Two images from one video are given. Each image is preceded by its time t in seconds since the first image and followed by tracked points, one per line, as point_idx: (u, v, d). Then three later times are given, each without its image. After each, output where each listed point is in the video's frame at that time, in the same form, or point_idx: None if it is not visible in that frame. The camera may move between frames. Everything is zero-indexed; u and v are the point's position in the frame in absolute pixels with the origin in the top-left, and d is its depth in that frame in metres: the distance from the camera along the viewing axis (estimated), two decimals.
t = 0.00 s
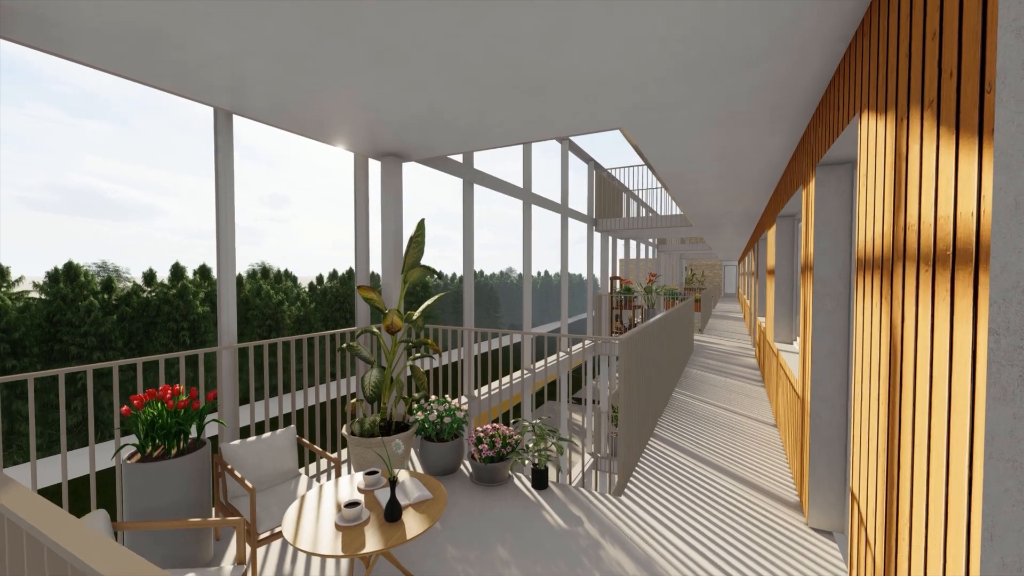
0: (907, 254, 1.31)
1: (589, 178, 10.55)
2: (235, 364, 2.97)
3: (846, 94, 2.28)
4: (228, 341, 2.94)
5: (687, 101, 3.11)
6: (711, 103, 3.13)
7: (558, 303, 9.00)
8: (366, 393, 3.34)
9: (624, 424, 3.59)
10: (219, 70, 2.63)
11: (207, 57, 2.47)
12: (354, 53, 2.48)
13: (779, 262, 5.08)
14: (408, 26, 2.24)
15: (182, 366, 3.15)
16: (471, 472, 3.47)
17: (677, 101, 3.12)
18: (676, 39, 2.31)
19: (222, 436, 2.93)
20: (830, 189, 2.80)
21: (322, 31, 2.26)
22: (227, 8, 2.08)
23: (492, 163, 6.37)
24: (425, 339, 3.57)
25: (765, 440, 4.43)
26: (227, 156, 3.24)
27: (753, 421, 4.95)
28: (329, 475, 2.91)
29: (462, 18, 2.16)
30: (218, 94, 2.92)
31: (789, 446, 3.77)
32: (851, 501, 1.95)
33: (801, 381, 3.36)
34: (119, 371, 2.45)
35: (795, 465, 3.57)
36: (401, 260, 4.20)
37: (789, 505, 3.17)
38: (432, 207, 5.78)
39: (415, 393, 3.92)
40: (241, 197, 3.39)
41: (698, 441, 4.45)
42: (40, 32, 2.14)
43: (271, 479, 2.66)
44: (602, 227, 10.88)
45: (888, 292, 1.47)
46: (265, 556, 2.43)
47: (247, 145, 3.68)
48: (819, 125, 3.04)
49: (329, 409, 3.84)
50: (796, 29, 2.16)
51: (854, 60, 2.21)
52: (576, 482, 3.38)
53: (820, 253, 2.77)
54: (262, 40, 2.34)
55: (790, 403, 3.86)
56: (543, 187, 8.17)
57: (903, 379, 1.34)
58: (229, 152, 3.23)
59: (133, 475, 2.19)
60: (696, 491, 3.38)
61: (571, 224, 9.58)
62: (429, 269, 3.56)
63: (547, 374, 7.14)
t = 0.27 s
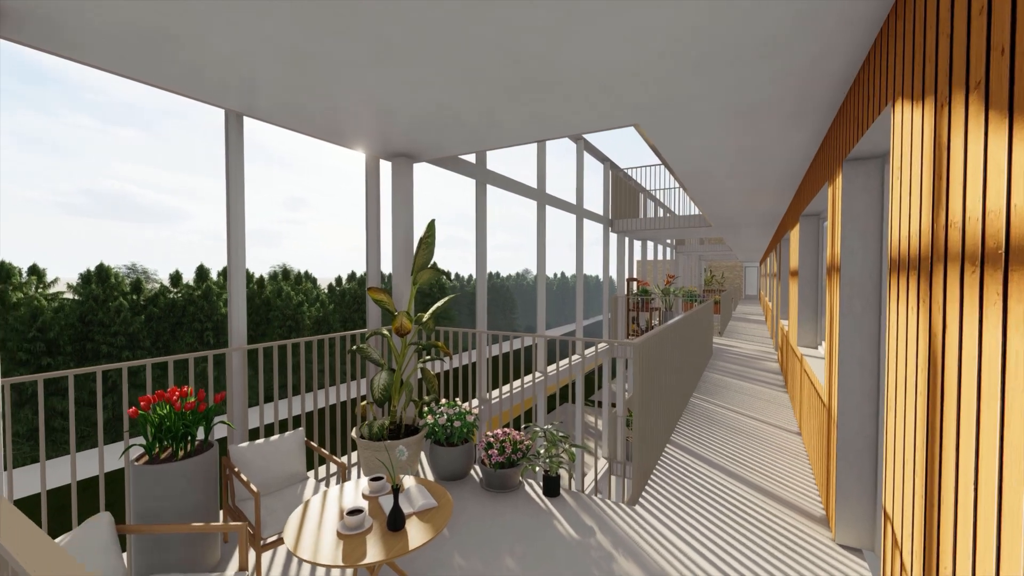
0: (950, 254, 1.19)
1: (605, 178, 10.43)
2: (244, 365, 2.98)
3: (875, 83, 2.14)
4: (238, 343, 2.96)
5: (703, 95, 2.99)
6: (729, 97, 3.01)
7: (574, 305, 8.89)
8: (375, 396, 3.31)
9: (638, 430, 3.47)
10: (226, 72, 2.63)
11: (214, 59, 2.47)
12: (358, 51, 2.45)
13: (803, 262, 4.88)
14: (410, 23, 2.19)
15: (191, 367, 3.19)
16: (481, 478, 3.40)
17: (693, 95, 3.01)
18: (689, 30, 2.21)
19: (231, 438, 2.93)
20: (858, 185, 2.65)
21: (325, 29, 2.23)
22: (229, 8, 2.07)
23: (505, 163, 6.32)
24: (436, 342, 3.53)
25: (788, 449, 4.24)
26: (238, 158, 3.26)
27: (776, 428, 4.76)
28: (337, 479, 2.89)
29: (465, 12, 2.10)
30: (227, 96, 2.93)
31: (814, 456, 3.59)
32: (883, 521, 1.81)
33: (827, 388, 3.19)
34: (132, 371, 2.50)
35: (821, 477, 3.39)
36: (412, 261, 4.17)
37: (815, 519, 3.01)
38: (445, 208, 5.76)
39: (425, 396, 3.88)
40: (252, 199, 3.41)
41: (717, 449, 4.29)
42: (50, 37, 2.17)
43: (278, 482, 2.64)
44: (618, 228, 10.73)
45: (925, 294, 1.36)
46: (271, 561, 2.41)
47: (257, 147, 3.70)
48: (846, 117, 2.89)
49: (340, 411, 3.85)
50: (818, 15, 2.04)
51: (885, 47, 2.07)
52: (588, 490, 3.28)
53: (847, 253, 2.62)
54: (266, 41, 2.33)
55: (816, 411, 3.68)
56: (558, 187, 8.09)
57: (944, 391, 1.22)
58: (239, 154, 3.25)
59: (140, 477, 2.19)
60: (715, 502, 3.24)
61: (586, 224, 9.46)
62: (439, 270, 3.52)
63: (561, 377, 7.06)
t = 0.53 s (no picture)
0: (1000, 253, 1.06)
1: (620, 179, 10.28)
2: (254, 367, 3.00)
3: (907, 71, 2.00)
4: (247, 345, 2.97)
5: (720, 89, 2.87)
6: (747, 90, 2.89)
7: (589, 307, 8.75)
8: (383, 400, 3.27)
9: (653, 438, 3.35)
10: (233, 73, 2.63)
11: (220, 60, 2.46)
12: (363, 48, 2.42)
13: (828, 264, 4.68)
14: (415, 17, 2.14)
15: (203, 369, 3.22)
16: (491, 484, 3.33)
17: (709, 89, 2.89)
18: (706, 17, 2.10)
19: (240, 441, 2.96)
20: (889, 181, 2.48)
21: (328, 26, 2.20)
22: (232, 8, 2.05)
23: (519, 164, 6.25)
24: (445, 344, 3.49)
25: (813, 460, 4.05)
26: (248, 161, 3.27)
27: (801, 437, 4.56)
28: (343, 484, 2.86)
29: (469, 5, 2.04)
30: (237, 98, 2.94)
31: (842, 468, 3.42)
32: (920, 544, 1.65)
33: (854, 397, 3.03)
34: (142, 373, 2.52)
35: (849, 490, 3.21)
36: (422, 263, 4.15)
37: (842, 535, 2.85)
38: (457, 209, 5.71)
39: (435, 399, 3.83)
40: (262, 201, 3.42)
41: (738, 458, 4.13)
42: (61, 42, 2.19)
43: (286, 486, 2.62)
44: (634, 229, 10.56)
45: (969, 297, 1.23)
46: (275, 567, 2.40)
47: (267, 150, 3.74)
48: (875, 110, 2.73)
49: (349, 414, 3.83)
50: None
51: (919, 30, 1.93)
52: (601, 499, 3.18)
53: (876, 253, 2.46)
54: (270, 40, 2.31)
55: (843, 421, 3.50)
56: (572, 188, 7.98)
57: (994, 407, 1.09)
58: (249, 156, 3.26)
59: (147, 481, 2.20)
60: (734, 515, 3.10)
61: (602, 225, 9.32)
62: (448, 272, 3.47)
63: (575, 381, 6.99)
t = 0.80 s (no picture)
0: None
1: (635, 179, 10.11)
2: (262, 369, 3.00)
3: (942, 58, 1.86)
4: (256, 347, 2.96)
5: (737, 82, 2.76)
6: (766, 84, 2.77)
7: (603, 310, 8.60)
8: (391, 404, 3.23)
9: (668, 446, 3.24)
10: (240, 74, 2.63)
11: (227, 61, 2.46)
12: (368, 46, 2.39)
13: (853, 265, 4.48)
14: (419, 13, 2.10)
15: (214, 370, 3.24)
16: (500, 490, 3.26)
17: (726, 84, 2.78)
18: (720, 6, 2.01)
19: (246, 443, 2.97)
20: (921, 176, 2.34)
21: (332, 23, 2.17)
22: (236, 8, 2.04)
23: (531, 164, 6.17)
24: (454, 348, 3.44)
25: (839, 472, 3.87)
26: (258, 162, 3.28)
27: (825, 446, 4.36)
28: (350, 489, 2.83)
29: None
30: (246, 99, 2.94)
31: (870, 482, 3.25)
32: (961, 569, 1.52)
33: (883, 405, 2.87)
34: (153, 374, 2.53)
35: (878, 504, 3.04)
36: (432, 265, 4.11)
37: (872, 553, 2.70)
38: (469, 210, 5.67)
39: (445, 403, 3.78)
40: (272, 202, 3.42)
41: (759, 469, 3.96)
42: (71, 45, 2.21)
43: (293, 489, 2.59)
44: (650, 230, 10.38)
45: (1018, 301, 1.11)
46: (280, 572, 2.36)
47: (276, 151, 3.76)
48: (904, 102, 2.58)
49: (359, 416, 3.81)
50: None
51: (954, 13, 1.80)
52: (614, 509, 3.08)
53: (906, 253, 2.32)
54: (276, 40, 2.30)
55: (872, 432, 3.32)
56: (586, 189, 7.86)
57: None
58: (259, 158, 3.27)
59: (154, 483, 2.19)
60: (755, 529, 2.96)
61: (616, 226, 9.16)
62: (457, 273, 3.42)
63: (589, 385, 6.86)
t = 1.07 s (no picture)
0: None
1: (649, 179, 9.96)
2: (269, 372, 2.99)
3: (976, 43, 1.75)
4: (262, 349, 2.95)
5: (753, 75, 2.64)
6: (783, 76, 2.65)
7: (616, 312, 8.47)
8: (397, 407, 3.19)
9: (683, 454, 3.12)
10: (245, 75, 2.62)
11: (232, 62, 2.46)
12: (371, 44, 2.35)
13: (879, 266, 4.29)
14: (420, 8, 2.05)
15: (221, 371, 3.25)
16: (509, 497, 3.19)
17: (741, 77, 2.67)
18: None
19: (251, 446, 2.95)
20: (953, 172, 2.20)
21: (333, 21, 2.14)
22: (236, 7, 2.02)
23: (542, 164, 6.09)
24: (462, 350, 3.39)
25: (865, 485, 3.68)
26: (265, 163, 3.28)
27: (849, 456, 4.17)
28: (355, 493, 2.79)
29: None
30: (252, 100, 2.94)
31: (898, 496, 3.07)
32: None
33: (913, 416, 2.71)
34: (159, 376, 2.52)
35: (908, 520, 2.88)
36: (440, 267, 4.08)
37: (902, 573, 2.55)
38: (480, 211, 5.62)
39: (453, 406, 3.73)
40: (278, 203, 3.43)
41: (780, 479, 3.80)
42: (76, 46, 2.22)
43: (298, 493, 2.57)
44: (664, 230, 10.21)
45: None
46: None
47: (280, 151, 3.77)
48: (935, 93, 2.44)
49: (366, 419, 3.79)
50: None
51: None
52: (626, 520, 2.97)
53: (937, 253, 2.18)
54: (277, 40, 2.28)
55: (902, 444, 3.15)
56: (599, 189, 7.74)
57: None
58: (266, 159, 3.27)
59: (157, 485, 2.18)
60: (775, 545, 2.83)
61: (630, 227, 9.04)
62: (465, 275, 3.37)
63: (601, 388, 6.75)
